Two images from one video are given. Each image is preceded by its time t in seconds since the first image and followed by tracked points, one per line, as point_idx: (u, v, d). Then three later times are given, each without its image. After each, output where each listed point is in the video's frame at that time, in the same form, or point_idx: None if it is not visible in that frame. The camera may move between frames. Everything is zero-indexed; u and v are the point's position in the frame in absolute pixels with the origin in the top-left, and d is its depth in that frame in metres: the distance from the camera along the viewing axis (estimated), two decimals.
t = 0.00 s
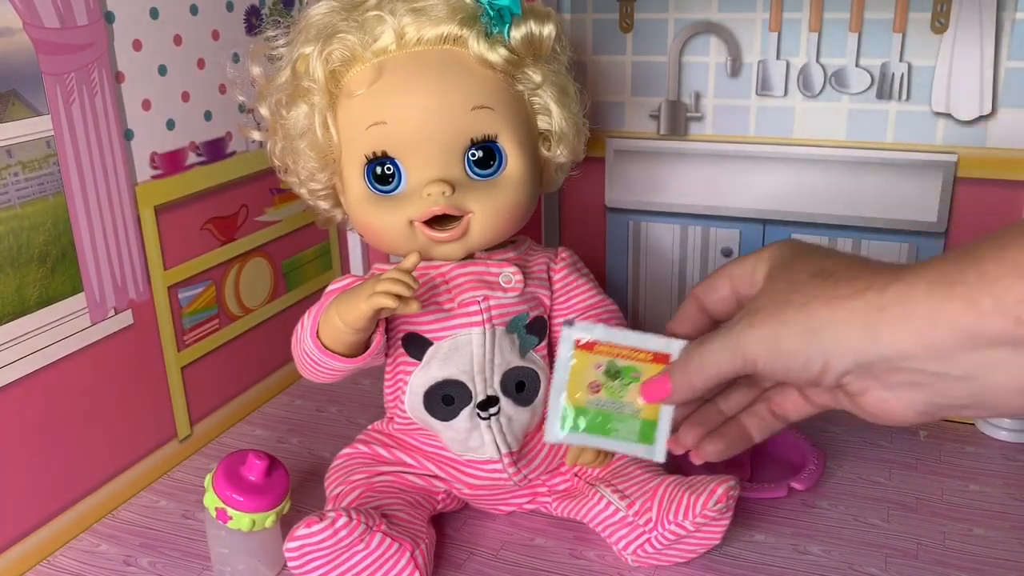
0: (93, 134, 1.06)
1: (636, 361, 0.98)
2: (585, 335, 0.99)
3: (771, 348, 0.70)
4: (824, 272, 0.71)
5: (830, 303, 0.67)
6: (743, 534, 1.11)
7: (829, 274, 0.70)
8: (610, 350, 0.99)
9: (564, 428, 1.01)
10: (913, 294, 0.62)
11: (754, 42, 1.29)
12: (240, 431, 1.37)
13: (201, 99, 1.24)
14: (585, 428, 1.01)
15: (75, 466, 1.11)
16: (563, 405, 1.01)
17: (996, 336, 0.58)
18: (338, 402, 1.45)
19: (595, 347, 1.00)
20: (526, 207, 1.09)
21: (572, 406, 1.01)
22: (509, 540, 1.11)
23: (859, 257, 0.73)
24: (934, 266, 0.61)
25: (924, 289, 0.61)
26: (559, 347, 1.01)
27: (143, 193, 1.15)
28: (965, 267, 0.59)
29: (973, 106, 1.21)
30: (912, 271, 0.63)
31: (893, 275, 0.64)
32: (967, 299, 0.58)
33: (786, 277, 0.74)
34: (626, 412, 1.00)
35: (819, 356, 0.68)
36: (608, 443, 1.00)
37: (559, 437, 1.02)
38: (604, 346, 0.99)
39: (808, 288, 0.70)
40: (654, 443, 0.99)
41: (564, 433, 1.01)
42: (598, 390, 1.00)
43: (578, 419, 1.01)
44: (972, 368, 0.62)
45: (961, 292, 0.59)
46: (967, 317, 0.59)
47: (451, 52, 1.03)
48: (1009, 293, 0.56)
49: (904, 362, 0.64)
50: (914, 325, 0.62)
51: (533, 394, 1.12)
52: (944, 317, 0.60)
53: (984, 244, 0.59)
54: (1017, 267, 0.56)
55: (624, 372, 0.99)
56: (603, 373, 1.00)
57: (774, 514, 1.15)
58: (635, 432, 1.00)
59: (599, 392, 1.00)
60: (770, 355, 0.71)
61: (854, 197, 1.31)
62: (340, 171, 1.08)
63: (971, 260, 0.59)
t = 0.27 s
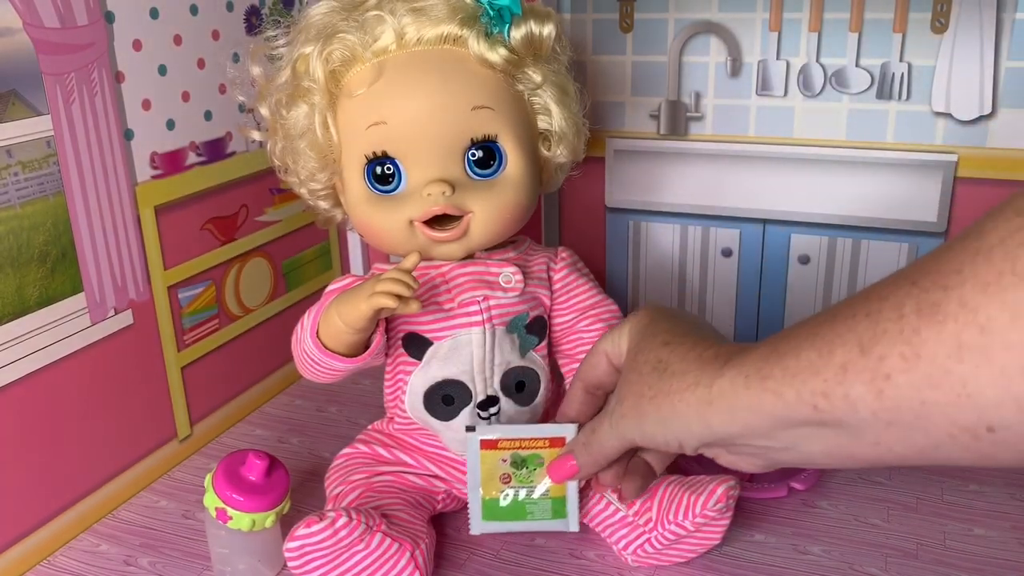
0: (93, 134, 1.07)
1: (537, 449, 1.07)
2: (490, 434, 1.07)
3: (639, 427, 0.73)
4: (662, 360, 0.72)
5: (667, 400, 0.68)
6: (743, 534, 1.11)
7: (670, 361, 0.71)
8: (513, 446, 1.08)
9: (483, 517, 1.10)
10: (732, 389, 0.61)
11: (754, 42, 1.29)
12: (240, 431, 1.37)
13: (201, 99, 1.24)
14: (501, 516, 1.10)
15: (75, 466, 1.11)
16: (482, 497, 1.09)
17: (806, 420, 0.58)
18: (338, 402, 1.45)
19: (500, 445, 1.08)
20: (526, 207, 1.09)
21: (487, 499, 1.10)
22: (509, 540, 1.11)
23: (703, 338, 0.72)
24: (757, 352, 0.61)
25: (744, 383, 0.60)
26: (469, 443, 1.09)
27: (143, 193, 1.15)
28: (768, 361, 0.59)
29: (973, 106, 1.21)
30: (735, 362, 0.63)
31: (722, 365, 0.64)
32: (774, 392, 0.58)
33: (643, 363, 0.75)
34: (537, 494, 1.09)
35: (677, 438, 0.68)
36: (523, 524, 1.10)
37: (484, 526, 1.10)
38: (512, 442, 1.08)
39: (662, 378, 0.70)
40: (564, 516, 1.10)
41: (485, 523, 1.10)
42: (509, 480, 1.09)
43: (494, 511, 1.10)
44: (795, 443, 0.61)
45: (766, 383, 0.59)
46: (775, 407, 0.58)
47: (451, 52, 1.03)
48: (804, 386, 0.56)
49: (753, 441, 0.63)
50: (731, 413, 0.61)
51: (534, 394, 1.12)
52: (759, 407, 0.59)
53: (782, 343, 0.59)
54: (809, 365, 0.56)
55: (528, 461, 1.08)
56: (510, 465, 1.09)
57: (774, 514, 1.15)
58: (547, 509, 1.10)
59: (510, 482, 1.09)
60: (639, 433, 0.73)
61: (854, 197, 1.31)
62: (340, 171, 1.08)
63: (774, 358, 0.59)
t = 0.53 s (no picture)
0: (93, 134, 1.06)
1: (516, 474, 1.08)
2: (470, 459, 1.08)
3: (611, 460, 0.75)
4: (626, 399, 0.72)
5: (636, 442, 0.69)
6: (743, 534, 1.12)
7: (633, 401, 0.71)
8: (494, 470, 1.08)
9: (468, 538, 1.09)
10: (698, 429, 0.61)
11: (754, 42, 1.29)
12: (240, 431, 1.37)
13: (201, 99, 1.24)
14: (485, 536, 1.09)
15: (75, 466, 1.11)
16: (466, 519, 1.09)
17: (773, 457, 0.58)
18: (338, 402, 1.45)
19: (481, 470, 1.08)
20: (526, 207, 1.09)
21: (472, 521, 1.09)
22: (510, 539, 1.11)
23: (665, 370, 0.73)
24: (721, 389, 0.61)
25: (709, 426, 0.60)
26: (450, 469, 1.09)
27: (143, 192, 1.15)
28: (732, 401, 0.59)
29: (973, 106, 1.22)
30: (699, 401, 0.63)
31: (686, 404, 0.64)
32: (740, 432, 0.58)
33: (607, 400, 0.77)
34: (518, 518, 1.08)
35: (648, 471, 0.70)
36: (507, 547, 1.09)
37: (469, 548, 1.09)
38: (492, 467, 1.08)
39: (629, 416, 0.71)
40: (547, 539, 1.08)
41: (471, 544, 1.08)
42: (492, 504, 1.09)
43: (480, 533, 1.09)
44: (764, 474, 0.62)
45: (732, 424, 0.59)
46: (742, 446, 0.58)
47: (451, 52, 1.03)
48: (771, 426, 0.56)
49: (723, 473, 0.64)
50: (699, 451, 0.62)
51: (534, 394, 1.12)
52: (725, 446, 0.59)
53: (745, 382, 0.59)
54: (774, 406, 0.56)
55: (509, 485, 1.08)
56: (493, 489, 1.08)
57: (774, 514, 1.15)
58: (529, 532, 1.08)
59: (492, 506, 1.09)
60: (612, 466, 0.76)
61: (853, 197, 1.31)
62: (340, 172, 1.08)
63: (736, 400, 0.59)
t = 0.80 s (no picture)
0: (93, 134, 1.06)
1: (515, 479, 1.07)
2: (468, 464, 1.07)
3: (603, 465, 0.76)
4: (613, 405, 0.72)
5: (626, 446, 0.69)
6: (743, 534, 1.12)
7: (620, 406, 0.71)
8: (493, 474, 1.07)
9: (466, 539, 1.09)
10: (689, 434, 0.62)
11: (754, 42, 1.29)
12: (240, 431, 1.37)
13: (201, 99, 1.24)
14: (483, 536, 1.09)
15: (75, 466, 1.11)
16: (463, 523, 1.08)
17: (767, 457, 0.58)
18: (338, 402, 1.45)
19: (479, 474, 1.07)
20: (526, 207, 1.09)
21: (470, 523, 1.09)
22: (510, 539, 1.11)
23: (650, 372, 0.73)
24: (711, 392, 0.61)
25: (700, 430, 0.61)
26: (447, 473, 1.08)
27: (143, 192, 1.15)
28: (723, 406, 0.59)
29: (973, 106, 1.22)
30: (688, 404, 0.63)
31: (675, 408, 0.64)
32: (734, 437, 0.58)
33: (595, 405, 0.77)
34: (515, 520, 1.08)
35: (640, 475, 0.70)
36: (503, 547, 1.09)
37: (468, 548, 1.09)
38: (490, 472, 1.07)
39: (617, 423, 0.71)
40: (542, 539, 1.09)
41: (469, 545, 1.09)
42: (490, 506, 1.08)
43: (478, 534, 1.09)
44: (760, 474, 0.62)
45: (725, 428, 0.59)
46: (737, 449, 0.58)
47: (451, 52, 1.03)
48: (765, 430, 0.56)
49: (718, 474, 0.65)
50: (691, 454, 0.62)
51: (534, 394, 1.12)
52: (719, 449, 0.60)
53: (734, 386, 0.59)
54: (768, 410, 0.56)
55: (507, 488, 1.08)
56: (491, 492, 1.08)
57: (774, 514, 1.15)
58: (526, 533, 1.09)
59: (489, 508, 1.08)
60: (604, 470, 0.76)
61: (853, 197, 1.31)
62: (340, 171, 1.08)
63: (727, 405, 0.59)
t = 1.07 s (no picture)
0: (93, 134, 1.07)
1: (514, 480, 1.07)
2: (468, 461, 1.08)
3: (595, 450, 0.75)
4: (605, 389, 0.72)
5: (619, 430, 0.69)
6: (743, 534, 1.12)
7: (613, 391, 0.71)
8: (492, 474, 1.08)
9: (463, 539, 1.09)
10: (682, 418, 0.62)
11: (754, 42, 1.29)
12: (240, 431, 1.37)
13: (201, 99, 1.24)
14: (480, 538, 1.09)
15: (75, 466, 1.11)
16: (460, 522, 1.09)
17: (760, 441, 0.58)
18: (338, 402, 1.45)
19: (479, 473, 1.08)
20: (526, 207, 1.09)
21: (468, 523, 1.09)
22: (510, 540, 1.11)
23: (644, 358, 0.73)
24: (705, 378, 0.61)
25: (693, 415, 0.61)
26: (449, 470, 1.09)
27: (143, 193, 1.15)
28: (716, 389, 0.59)
29: (973, 106, 1.22)
30: (681, 388, 0.63)
31: (667, 392, 0.64)
32: (726, 421, 0.58)
33: (587, 391, 0.77)
34: (512, 522, 1.08)
35: (632, 459, 0.70)
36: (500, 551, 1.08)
37: (465, 548, 1.09)
38: (490, 471, 1.08)
39: (610, 407, 0.71)
40: (539, 545, 1.08)
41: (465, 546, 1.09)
42: (489, 507, 1.08)
43: (475, 535, 1.09)
44: (753, 459, 0.62)
45: (717, 412, 0.59)
46: (729, 434, 0.58)
47: (451, 52, 1.03)
48: (759, 414, 0.56)
49: (710, 458, 0.64)
50: (684, 439, 0.62)
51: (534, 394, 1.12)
52: (711, 434, 0.60)
53: (727, 370, 0.59)
54: (762, 394, 0.56)
55: (506, 490, 1.08)
56: (490, 493, 1.08)
57: (774, 514, 1.15)
58: (523, 537, 1.08)
59: (488, 509, 1.08)
60: (596, 456, 0.76)
61: (853, 196, 1.31)
62: (340, 171, 1.09)
63: (721, 389, 0.59)
